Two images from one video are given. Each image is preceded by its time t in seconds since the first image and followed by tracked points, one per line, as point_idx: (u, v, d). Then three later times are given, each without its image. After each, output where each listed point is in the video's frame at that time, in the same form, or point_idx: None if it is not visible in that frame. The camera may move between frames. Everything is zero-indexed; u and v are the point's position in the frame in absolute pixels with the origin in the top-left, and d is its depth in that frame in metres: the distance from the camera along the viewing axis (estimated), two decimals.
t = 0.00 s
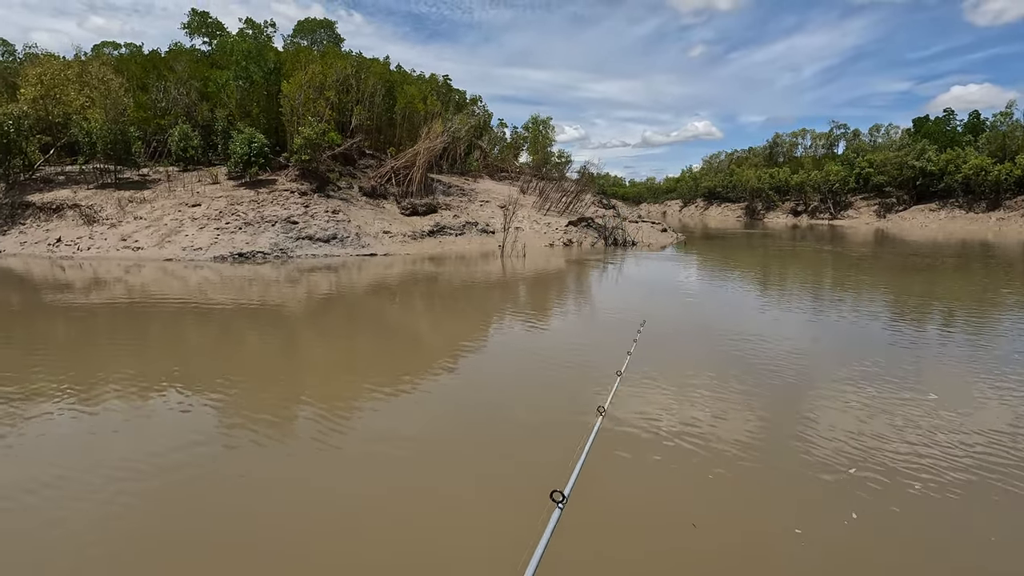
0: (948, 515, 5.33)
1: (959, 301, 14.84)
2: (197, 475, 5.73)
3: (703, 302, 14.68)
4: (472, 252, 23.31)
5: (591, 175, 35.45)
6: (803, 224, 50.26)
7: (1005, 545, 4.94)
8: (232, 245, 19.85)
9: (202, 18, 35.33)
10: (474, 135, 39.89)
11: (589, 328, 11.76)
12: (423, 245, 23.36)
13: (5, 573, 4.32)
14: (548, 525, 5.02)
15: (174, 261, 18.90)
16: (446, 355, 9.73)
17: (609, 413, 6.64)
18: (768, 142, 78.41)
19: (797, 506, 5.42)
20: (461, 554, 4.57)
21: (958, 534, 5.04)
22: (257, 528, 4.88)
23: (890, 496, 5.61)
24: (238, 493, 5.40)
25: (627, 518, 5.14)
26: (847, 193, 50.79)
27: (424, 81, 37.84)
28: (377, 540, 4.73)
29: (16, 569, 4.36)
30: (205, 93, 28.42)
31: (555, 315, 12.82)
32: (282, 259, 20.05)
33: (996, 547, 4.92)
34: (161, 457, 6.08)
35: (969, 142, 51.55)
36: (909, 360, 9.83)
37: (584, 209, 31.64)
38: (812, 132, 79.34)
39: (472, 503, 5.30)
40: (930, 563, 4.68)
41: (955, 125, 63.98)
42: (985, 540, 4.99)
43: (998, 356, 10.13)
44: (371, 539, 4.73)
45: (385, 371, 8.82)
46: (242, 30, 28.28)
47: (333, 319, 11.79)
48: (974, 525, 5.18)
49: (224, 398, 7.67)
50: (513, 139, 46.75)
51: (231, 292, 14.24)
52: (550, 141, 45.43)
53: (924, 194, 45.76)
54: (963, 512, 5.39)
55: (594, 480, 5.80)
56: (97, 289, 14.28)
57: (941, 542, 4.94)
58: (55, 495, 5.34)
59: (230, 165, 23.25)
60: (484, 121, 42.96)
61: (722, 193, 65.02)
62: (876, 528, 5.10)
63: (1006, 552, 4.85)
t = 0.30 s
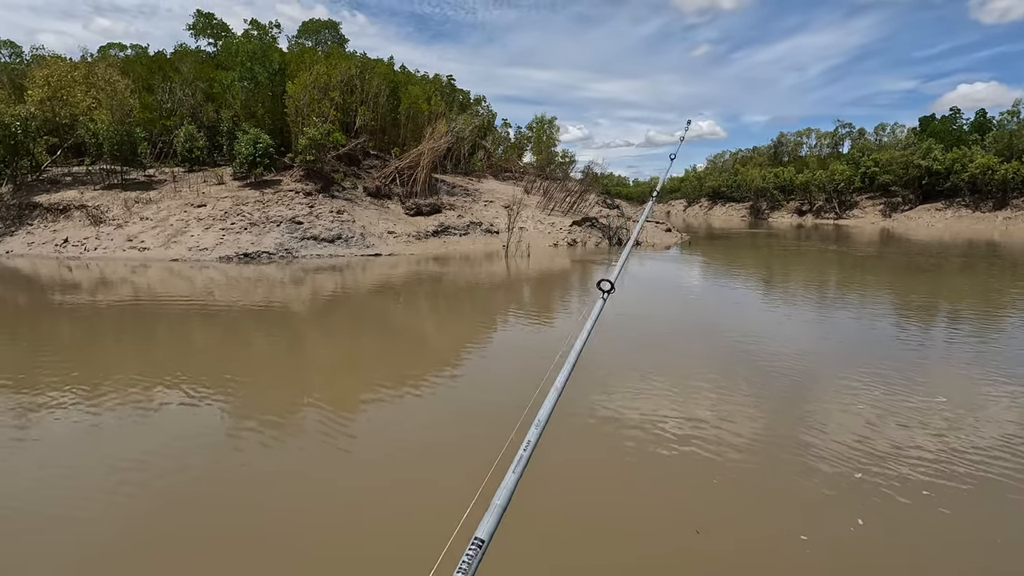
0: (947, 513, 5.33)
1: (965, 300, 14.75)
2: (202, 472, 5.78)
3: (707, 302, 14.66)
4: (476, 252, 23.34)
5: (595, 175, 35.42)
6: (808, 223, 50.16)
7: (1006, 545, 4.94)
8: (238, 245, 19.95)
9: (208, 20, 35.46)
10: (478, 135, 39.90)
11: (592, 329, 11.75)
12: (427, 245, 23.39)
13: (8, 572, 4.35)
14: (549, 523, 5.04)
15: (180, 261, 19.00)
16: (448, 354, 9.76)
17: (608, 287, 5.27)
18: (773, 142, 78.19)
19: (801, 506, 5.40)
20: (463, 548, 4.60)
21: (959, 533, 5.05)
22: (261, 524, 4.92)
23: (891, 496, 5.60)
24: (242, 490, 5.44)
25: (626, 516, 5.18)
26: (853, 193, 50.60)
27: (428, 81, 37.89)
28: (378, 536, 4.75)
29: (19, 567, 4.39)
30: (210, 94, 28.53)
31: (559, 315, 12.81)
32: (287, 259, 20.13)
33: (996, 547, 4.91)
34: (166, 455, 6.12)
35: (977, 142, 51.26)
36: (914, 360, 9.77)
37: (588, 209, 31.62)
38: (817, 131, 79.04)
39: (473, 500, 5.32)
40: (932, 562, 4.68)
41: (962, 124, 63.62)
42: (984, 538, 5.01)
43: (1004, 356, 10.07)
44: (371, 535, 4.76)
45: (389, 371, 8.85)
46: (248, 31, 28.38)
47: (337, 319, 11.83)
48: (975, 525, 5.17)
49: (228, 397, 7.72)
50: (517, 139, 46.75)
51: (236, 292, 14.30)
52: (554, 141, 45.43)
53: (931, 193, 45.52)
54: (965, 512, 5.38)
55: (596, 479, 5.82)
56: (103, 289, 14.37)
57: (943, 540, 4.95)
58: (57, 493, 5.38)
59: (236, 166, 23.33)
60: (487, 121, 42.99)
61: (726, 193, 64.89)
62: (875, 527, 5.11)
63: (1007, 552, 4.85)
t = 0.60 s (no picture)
0: (957, 515, 5.29)
1: (975, 301, 14.64)
2: (208, 471, 5.79)
3: (713, 303, 14.60)
4: (482, 252, 23.35)
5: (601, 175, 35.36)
6: (814, 223, 49.93)
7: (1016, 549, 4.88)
8: (245, 245, 20.03)
9: (215, 21, 35.65)
10: (484, 135, 39.92)
11: (599, 328, 11.73)
12: (433, 245, 23.40)
13: (7, 572, 4.34)
14: (554, 524, 5.03)
15: (188, 261, 19.10)
16: (454, 354, 9.75)
17: (619, 313, 5.68)
18: (779, 141, 77.86)
19: (809, 508, 5.36)
20: (469, 548, 4.59)
21: (969, 536, 5.00)
22: (267, 523, 4.93)
23: (900, 497, 5.55)
24: (248, 489, 5.45)
25: (632, 517, 5.15)
26: (860, 192, 50.33)
27: (434, 82, 37.95)
28: (384, 535, 4.74)
29: (19, 567, 4.38)
30: (217, 95, 28.66)
31: (564, 315, 12.79)
32: (293, 259, 20.20)
33: (996, 547, 4.90)
34: (174, 453, 6.14)
35: (986, 141, 50.86)
36: (923, 362, 9.70)
37: (594, 209, 31.59)
38: (824, 131, 78.64)
39: (476, 500, 5.30)
40: (941, 566, 4.62)
41: (971, 123, 63.15)
42: (995, 541, 4.97)
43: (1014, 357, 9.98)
44: (378, 534, 4.76)
45: (395, 370, 8.86)
46: (254, 32, 28.50)
47: (343, 319, 11.86)
48: (986, 528, 5.12)
49: (235, 397, 7.73)
50: (523, 139, 46.74)
51: (243, 292, 14.35)
52: (560, 141, 45.40)
53: (939, 193, 45.22)
54: (975, 514, 5.33)
55: (601, 480, 5.79)
56: (112, 289, 14.46)
57: (953, 543, 4.91)
58: (60, 491, 5.38)
59: (243, 166, 23.43)
60: (493, 122, 43.00)
61: (732, 193, 64.66)
62: (884, 529, 5.06)
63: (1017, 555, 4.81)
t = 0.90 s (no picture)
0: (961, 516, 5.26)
1: (983, 301, 14.54)
2: (213, 470, 5.81)
3: (719, 303, 14.57)
4: (487, 253, 23.37)
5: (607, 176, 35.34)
6: (821, 224, 49.71)
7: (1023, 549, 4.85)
8: (251, 246, 20.11)
9: (221, 23, 35.81)
10: (489, 136, 39.96)
11: (603, 329, 11.73)
12: (437, 246, 23.42)
13: (16, 570, 4.37)
14: (556, 524, 5.03)
15: (195, 262, 19.18)
16: (458, 355, 9.77)
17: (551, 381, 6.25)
18: (785, 142, 77.60)
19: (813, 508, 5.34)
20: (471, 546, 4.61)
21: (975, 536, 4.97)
22: (270, 522, 4.95)
23: (905, 498, 5.52)
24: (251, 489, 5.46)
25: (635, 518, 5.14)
26: (867, 193, 50.09)
27: (439, 83, 38.03)
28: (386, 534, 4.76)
29: (22, 566, 4.41)
30: (223, 96, 28.76)
31: (569, 316, 12.80)
32: (299, 259, 20.26)
33: (1000, 547, 4.87)
34: (179, 453, 6.17)
35: (994, 141, 50.53)
36: (931, 362, 9.64)
37: (599, 209, 31.56)
38: (830, 131, 78.35)
39: (478, 500, 5.32)
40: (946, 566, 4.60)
41: (979, 123, 62.77)
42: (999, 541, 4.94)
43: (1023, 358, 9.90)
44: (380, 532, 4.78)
45: (400, 371, 8.88)
46: (261, 34, 28.63)
47: (349, 319, 11.90)
48: (990, 527, 5.10)
49: (241, 397, 7.76)
50: (528, 140, 46.76)
51: (249, 292, 14.41)
52: (565, 142, 45.39)
53: (947, 193, 44.94)
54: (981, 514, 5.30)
55: (604, 480, 5.79)
56: (119, 290, 14.54)
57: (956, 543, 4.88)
58: (64, 491, 5.42)
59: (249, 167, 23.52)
60: (498, 122, 43.03)
61: (738, 194, 64.50)
62: (888, 529, 5.03)
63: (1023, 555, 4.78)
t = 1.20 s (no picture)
0: (966, 518, 5.22)
1: (988, 303, 14.48)
2: (215, 470, 5.83)
3: (722, 304, 14.57)
4: (490, 254, 23.40)
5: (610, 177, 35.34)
6: (825, 225, 49.57)
7: None
8: (255, 247, 20.18)
9: (226, 25, 35.98)
10: (492, 137, 40.00)
11: (606, 330, 11.74)
12: (441, 247, 23.45)
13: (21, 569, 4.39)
14: (557, 526, 5.01)
15: (199, 263, 19.26)
16: (461, 355, 9.79)
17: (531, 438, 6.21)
18: (788, 143, 77.49)
19: (816, 510, 5.33)
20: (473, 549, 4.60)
21: (980, 539, 4.93)
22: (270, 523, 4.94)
23: (909, 500, 5.49)
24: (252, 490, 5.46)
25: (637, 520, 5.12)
26: (871, 194, 49.95)
27: (442, 85, 38.07)
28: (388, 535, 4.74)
29: (28, 564, 4.43)
30: (228, 98, 28.84)
31: (573, 316, 12.83)
32: (303, 261, 20.33)
33: (1005, 550, 4.84)
34: (184, 453, 6.18)
35: (999, 142, 50.31)
36: (936, 364, 9.60)
37: (602, 211, 31.57)
38: (834, 133, 78.18)
39: (479, 501, 5.31)
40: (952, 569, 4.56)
41: (984, 125, 62.54)
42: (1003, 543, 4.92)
43: None
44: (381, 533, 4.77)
45: (404, 371, 8.92)
46: (265, 35, 28.73)
47: (353, 320, 11.94)
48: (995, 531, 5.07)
49: (245, 397, 7.78)
50: (532, 141, 46.80)
51: (253, 293, 14.46)
52: (568, 144, 45.41)
53: (952, 194, 44.77)
54: (985, 517, 5.27)
55: (607, 483, 5.76)
56: (123, 290, 14.60)
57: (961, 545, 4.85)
58: (69, 491, 5.43)
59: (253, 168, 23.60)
60: (501, 124, 43.08)
61: (741, 195, 64.42)
62: (893, 532, 5.00)
63: None
